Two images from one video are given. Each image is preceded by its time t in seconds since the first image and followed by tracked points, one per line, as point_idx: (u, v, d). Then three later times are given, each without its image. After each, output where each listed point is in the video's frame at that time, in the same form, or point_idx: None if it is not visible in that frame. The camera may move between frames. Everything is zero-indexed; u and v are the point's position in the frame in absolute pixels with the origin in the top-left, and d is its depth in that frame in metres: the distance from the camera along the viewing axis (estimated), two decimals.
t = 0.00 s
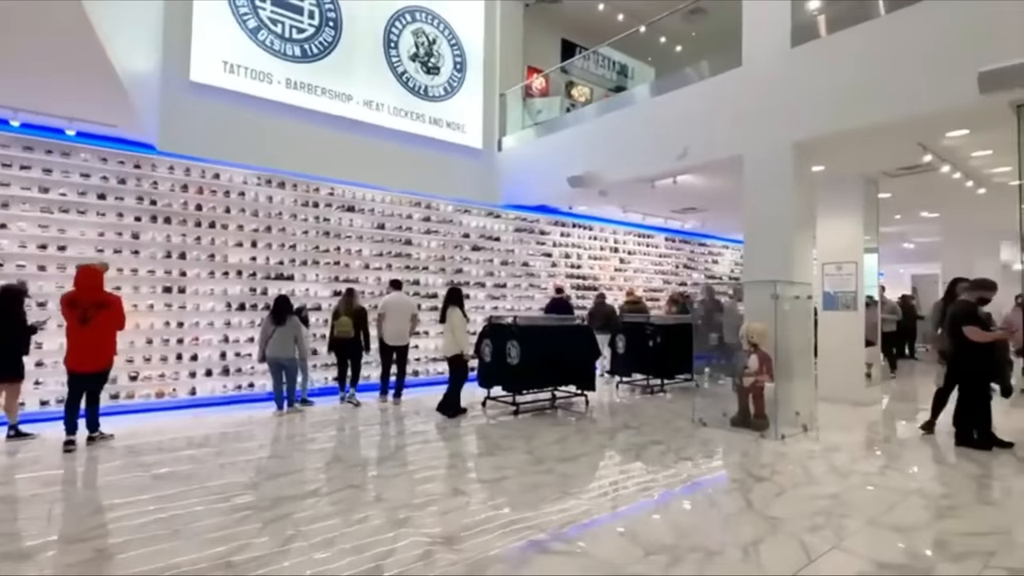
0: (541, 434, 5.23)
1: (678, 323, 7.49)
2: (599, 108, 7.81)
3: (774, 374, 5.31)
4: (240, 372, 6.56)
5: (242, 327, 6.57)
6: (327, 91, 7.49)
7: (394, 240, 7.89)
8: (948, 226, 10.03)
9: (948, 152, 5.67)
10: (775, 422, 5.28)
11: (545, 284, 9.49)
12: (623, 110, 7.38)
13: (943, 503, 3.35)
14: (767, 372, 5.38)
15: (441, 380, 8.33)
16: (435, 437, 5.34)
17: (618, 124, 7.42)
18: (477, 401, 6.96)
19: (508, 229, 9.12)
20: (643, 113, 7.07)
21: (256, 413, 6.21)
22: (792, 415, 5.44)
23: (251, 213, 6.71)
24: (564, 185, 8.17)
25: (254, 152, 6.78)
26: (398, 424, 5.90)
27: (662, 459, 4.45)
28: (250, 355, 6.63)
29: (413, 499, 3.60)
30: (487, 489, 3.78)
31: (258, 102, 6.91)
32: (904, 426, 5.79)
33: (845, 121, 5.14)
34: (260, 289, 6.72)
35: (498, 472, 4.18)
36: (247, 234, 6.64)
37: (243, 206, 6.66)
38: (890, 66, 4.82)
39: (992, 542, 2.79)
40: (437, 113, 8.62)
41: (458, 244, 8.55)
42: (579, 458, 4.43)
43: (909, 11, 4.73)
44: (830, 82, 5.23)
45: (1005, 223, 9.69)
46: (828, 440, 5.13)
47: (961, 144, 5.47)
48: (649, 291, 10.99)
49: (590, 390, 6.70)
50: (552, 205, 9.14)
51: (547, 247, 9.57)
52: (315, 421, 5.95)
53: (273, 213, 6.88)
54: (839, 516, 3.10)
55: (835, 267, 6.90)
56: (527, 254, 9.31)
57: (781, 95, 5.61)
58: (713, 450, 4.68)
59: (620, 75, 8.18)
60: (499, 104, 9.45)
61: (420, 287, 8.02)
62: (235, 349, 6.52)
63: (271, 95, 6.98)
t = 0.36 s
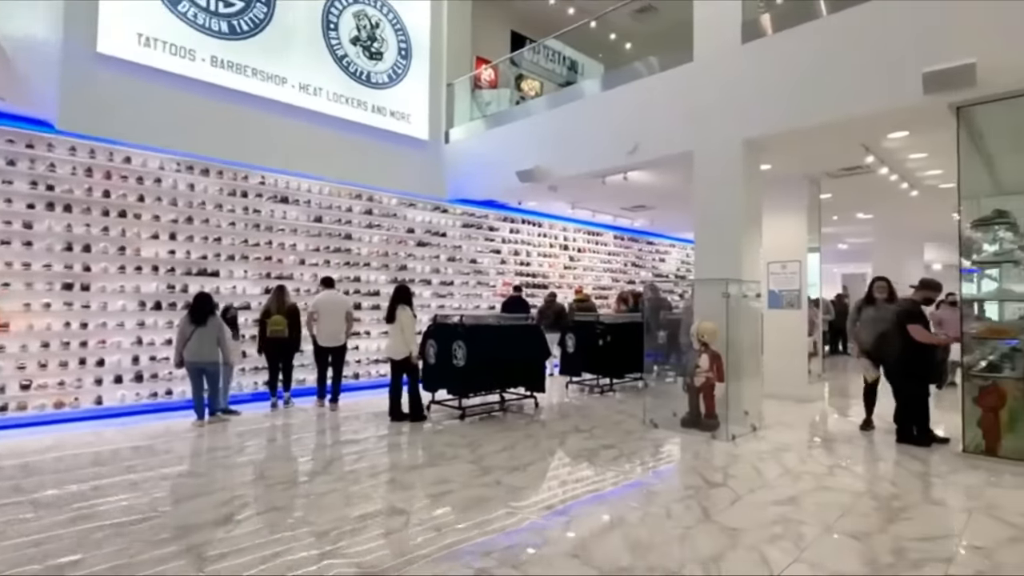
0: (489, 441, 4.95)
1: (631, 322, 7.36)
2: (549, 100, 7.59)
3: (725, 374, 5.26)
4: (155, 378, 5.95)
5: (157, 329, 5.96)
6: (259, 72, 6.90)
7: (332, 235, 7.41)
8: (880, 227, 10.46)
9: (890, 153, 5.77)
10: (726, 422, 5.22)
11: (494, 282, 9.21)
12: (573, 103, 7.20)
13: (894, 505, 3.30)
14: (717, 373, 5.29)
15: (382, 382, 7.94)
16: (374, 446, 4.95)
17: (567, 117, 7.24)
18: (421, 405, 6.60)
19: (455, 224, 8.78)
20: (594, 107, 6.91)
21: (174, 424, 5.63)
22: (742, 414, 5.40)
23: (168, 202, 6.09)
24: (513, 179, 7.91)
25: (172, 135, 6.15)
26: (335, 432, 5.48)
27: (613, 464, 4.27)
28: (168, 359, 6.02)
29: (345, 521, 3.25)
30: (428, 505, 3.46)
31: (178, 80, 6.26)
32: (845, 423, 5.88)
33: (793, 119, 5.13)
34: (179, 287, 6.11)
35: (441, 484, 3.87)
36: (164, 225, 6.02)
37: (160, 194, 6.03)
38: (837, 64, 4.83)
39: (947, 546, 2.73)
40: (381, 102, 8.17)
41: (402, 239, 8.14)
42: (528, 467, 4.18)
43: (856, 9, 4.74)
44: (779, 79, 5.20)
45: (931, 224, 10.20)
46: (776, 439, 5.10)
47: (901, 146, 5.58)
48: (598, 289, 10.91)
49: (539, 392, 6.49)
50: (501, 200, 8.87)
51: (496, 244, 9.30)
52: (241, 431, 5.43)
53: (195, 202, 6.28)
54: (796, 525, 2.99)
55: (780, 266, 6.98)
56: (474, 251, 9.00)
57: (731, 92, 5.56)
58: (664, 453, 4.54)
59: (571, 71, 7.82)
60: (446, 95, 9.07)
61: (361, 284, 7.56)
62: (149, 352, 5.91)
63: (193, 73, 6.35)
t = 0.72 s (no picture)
0: (404, 449, 4.56)
1: (554, 320, 7.25)
2: (473, 89, 7.27)
3: (649, 372, 5.19)
4: (5, 389, 5.06)
5: (7, 331, 5.08)
6: (142, 39, 6.02)
7: (230, 225, 6.71)
8: (787, 229, 11.06)
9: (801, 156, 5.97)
10: (650, 420, 5.14)
11: (414, 279, 8.78)
12: (496, 93, 6.92)
13: (813, 501, 3.30)
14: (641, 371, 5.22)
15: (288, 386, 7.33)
16: (273, 459, 4.44)
17: (490, 107, 6.96)
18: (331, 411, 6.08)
19: (371, 217, 8.28)
20: (518, 98, 6.66)
21: (27, 442, 4.79)
22: (664, 412, 5.36)
23: (23, 182, 5.20)
24: (434, 170, 7.53)
25: (47, 106, 5.28)
26: (227, 445, 4.88)
27: (536, 470, 4.04)
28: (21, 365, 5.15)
29: (226, 552, 2.78)
30: (328, 527, 3.05)
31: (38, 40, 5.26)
32: (760, 416, 6.03)
33: (712, 116, 5.14)
34: (37, 281, 5.26)
35: (346, 500, 3.46)
36: (17, 209, 5.14)
37: (12, 172, 5.13)
38: (755, 64, 4.87)
39: (866, 543, 2.70)
40: (290, 82, 7.48)
41: (312, 232, 7.54)
42: (445, 478, 3.83)
43: (772, 10, 4.80)
44: (702, 76, 5.19)
45: (829, 227, 10.92)
46: (697, 436, 5.10)
47: (811, 148, 5.79)
48: (523, 287, 10.75)
49: (460, 394, 6.16)
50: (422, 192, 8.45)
51: (416, 239, 8.87)
52: (113, 448, 4.71)
53: (58, 184, 5.41)
54: (724, 530, 2.86)
55: (698, 264, 7.10)
56: (393, 246, 8.52)
57: (653, 87, 5.51)
58: (588, 456, 4.37)
59: (495, 65, 7.49)
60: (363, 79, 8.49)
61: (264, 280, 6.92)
62: None
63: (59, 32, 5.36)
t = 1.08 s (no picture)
0: (285, 471, 4.03)
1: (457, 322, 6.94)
2: (370, 74, 6.74)
3: (553, 376, 5.06)
4: None
5: None
6: None
7: (74, 213, 5.69)
8: (680, 233, 11.61)
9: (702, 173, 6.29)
10: (553, 425, 5.00)
11: (304, 278, 8.06)
12: (396, 80, 6.46)
13: (715, 505, 3.29)
14: (546, 375, 5.08)
15: (143, 403, 6.34)
16: (119, 490, 3.72)
17: (389, 95, 6.49)
18: (201, 428, 5.32)
19: (254, 209, 7.50)
20: (421, 87, 6.26)
21: None
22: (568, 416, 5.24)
23: None
24: (327, 160, 6.92)
25: None
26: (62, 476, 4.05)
27: (437, 487, 3.71)
28: None
29: None
30: None
31: None
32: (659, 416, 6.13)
33: (615, 114, 5.12)
34: None
35: (207, 540, 2.92)
36: None
37: None
38: (657, 64, 4.89)
39: (769, 548, 2.70)
40: (155, 52, 6.48)
41: (181, 223, 6.64)
42: (329, 505, 3.37)
43: (673, 14, 4.86)
44: (608, 76, 5.13)
45: (716, 232, 11.61)
46: (600, 439, 5.04)
47: (706, 154, 5.97)
48: (425, 287, 10.33)
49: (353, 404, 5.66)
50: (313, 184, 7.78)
51: (307, 234, 8.17)
52: None
53: None
54: (633, 545, 2.73)
55: (601, 265, 7.14)
56: (279, 242, 7.77)
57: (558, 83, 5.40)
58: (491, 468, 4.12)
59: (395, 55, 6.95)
60: (245, 55, 7.61)
61: (119, 278, 5.98)
62: None
63: None
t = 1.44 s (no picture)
0: (123, 508, 3.36)
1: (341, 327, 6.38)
2: (245, 48, 5.99)
3: (446, 384, 4.78)
4: None
5: None
6: None
7: None
8: (572, 237, 11.84)
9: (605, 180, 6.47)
10: (446, 435, 4.72)
11: (160, 275, 7.03)
12: (276, 56, 5.79)
13: (613, 514, 3.21)
14: (438, 383, 4.78)
15: None
16: None
17: (265, 74, 5.81)
18: (12, 458, 4.33)
19: (98, 193, 6.38)
20: (304, 67, 5.67)
21: None
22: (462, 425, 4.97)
23: None
24: (190, 142, 6.06)
25: None
26: None
27: (313, 514, 3.28)
28: None
29: None
30: None
31: None
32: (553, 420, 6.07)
33: (516, 111, 4.95)
34: None
35: None
36: None
37: None
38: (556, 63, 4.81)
39: (667, 559, 2.63)
40: None
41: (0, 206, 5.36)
42: (177, 547, 2.82)
43: (571, 13, 4.79)
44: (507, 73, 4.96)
45: (607, 237, 12.02)
46: (496, 448, 4.84)
47: (601, 159, 6.03)
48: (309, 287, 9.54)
49: (215, 421, 4.95)
50: (172, 167, 6.79)
51: (165, 225, 7.14)
52: None
53: None
54: (531, 567, 2.54)
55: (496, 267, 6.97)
56: (129, 233, 6.70)
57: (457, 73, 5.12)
58: (378, 487, 3.75)
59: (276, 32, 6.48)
60: (88, 13, 6.42)
61: None
62: None
63: None
